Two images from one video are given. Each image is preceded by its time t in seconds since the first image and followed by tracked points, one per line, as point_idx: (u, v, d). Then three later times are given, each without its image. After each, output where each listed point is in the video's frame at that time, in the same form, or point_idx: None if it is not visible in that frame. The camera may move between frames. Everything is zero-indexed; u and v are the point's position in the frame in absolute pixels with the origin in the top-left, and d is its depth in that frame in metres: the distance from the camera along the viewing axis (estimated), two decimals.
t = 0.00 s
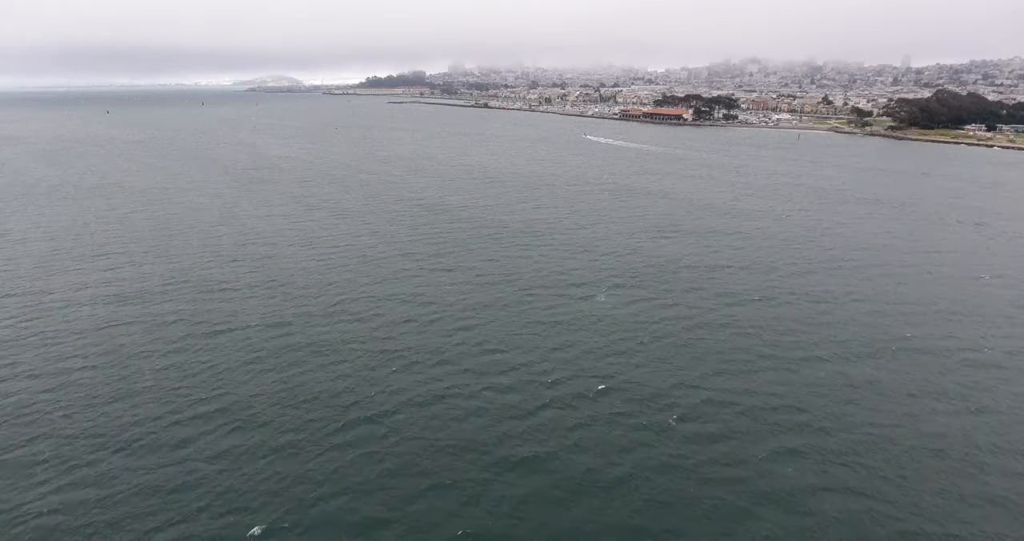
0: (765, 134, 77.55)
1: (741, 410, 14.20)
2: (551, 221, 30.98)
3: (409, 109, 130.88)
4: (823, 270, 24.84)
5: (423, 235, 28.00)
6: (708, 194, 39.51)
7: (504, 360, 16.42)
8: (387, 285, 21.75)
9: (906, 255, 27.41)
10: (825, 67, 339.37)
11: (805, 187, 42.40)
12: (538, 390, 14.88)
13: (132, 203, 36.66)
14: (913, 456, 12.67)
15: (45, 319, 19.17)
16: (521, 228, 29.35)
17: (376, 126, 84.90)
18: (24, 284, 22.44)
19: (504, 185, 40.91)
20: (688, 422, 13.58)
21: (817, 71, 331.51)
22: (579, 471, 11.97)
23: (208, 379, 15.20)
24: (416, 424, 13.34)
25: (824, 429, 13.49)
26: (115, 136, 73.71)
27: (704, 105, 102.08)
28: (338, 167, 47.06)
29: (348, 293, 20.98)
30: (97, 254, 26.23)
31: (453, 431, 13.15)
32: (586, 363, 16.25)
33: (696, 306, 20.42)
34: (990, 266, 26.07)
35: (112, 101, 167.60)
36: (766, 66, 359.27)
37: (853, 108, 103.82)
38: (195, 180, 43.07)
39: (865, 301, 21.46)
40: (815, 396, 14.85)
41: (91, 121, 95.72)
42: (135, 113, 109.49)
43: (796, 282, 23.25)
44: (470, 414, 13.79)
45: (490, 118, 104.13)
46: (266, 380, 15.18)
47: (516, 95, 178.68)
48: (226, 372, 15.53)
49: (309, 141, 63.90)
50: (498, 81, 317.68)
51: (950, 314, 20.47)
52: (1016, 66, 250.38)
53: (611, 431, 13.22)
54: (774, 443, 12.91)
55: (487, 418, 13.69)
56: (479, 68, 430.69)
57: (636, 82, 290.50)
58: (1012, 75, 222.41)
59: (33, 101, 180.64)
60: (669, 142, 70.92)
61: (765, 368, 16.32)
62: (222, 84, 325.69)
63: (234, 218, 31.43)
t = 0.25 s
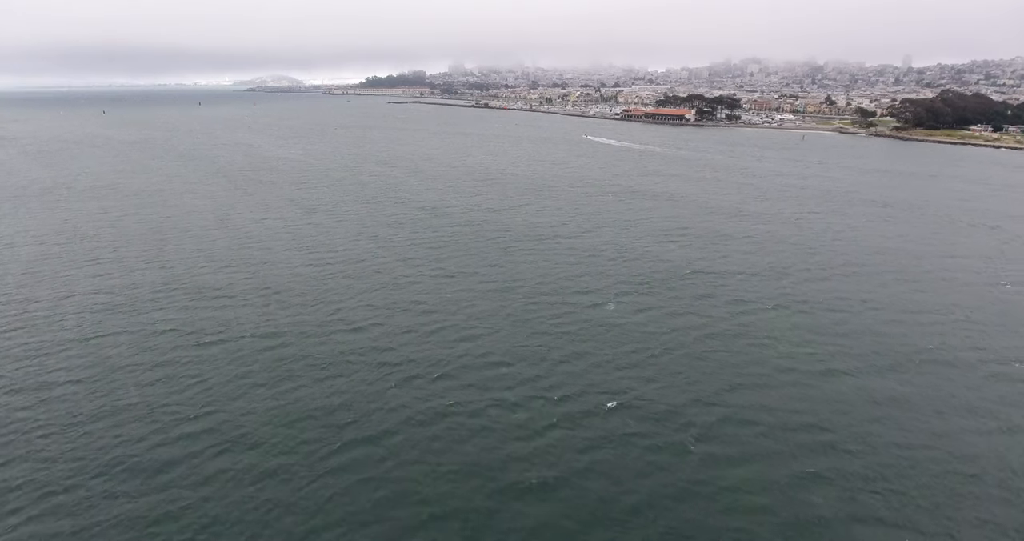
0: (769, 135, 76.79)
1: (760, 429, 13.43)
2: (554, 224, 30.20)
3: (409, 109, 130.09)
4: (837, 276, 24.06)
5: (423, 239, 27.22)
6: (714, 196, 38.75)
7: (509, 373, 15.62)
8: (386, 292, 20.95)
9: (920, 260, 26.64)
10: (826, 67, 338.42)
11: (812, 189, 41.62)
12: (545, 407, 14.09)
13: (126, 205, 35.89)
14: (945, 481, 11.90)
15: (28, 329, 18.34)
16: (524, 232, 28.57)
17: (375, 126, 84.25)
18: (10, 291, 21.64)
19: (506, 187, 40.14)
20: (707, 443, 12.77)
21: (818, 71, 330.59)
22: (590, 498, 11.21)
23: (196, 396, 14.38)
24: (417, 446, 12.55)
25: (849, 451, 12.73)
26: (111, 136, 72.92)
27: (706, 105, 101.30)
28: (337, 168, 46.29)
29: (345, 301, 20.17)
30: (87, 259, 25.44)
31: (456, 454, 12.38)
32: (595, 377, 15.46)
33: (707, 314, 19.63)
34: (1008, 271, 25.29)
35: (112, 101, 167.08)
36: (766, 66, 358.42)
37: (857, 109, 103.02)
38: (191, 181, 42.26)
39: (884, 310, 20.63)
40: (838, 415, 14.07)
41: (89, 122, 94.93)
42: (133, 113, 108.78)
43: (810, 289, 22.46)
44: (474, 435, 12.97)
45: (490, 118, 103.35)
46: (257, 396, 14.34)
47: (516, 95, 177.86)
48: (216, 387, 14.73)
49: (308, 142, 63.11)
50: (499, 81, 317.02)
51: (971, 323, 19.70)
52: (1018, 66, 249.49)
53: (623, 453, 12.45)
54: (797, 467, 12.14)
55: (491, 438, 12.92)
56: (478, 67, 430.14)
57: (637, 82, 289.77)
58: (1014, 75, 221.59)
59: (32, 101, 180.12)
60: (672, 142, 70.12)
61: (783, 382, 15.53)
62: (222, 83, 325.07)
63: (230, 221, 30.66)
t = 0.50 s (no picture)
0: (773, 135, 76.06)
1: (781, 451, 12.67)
2: (558, 228, 29.46)
3: (410, 109, 129.37)
4: (851, 282, 23.29)
5: (424, 244, 26.45)
6: (721, 198, 37.99)
7: (514, 389, 14.85)
8: (385, 300, 20.18)
9: (936, 266, 25.88)
10: (827, 67, 337.52)
11: (820, 191, 40.85)
12: (552, 426, 13.33)
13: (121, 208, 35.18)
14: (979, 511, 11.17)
15: (11, 339, 17.57)
16: (528, 236, 27.82)
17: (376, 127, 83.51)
18: None
19: (509, 189, 39.43)
20: (726, 467, 12.00)
21: (819, 71, 329.79)
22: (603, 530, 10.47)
23: (183, 415, 13.60)
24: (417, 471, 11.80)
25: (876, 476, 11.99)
26: (109, 137, 72.24)
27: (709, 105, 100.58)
28: (336, 170, 45.56)
29: (343, 310, 19.40)
30: (78, 265, 24.70)
31: (458, 480, 11.63)
32: (605, 393, 14.69)
33: (719, 324, 18.87)
34: None
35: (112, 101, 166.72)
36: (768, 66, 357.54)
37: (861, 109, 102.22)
38: (187, 183, 41.54)
39: (903, 319, 19.85)
40: (862, 436, 13.31)
41: (87, 122, 94.28)
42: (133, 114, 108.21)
43: (825, 296, 21.69)
44: (478, 459, 12.21)
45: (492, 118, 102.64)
46: (248, 415, 13.58)
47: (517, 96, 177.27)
48: (204, 404, 13.98)
49: (308, 143, 62.39)
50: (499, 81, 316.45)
51: (994, 333, 18.93)
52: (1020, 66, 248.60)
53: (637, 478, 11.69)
54: (822, 495, 11.38)
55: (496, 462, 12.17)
56: (479, 68, 429.46)
57: (638, 82, 289.06)
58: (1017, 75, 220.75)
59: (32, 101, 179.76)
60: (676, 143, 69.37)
61: (802, 398, 14.77)
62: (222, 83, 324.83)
63: (226, 225, 29.93)
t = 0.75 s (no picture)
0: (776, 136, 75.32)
1: (805, 476, 11.88)
2: (562, 231, 28.69)
3: (410, 109, 128.61)
4: (866, 289, 22.50)
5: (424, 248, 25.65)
6: (727, 201, 37.23)
7: (519, 406, 14.04)
8: (383, 308, 19.38)
9: (952, 271, 25.09)
10: (828, 67, 336.71)
11: (829, 193, 40.06)
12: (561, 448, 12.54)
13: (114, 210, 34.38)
14: None
15: None
16: (531, 240, 27.03)
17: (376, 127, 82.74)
18: None
19: (511, 190, 38.65)
20: (749, 495, 11.22)
21: (820, 71, 329.00)
22: None
23: (169, 435, 12.80)
24: (418, 500, 11.01)
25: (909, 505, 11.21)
26: (106, 137, 71.48)
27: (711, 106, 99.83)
28: (335, 171, 44.79)
29: (340, 318, 18.60)
30: (66, 271, 23.90)
31: (462, 509, 10.84)
32: (616, 410, 13.90)
33: (733, 334, 18.07)
34: None
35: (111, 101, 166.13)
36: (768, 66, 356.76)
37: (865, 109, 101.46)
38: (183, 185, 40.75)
39: (924, 328, 19.04)
40: (891, 459, 12.51)
41: (85, 122, 93.55)
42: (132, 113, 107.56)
43: (840, 304, 20.88)
44: (482, 485, 11.42)
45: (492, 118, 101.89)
46: (238, 435, 12.77)
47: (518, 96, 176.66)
48: (192, 422, 13.19)
49: (307, 143, 61.63)
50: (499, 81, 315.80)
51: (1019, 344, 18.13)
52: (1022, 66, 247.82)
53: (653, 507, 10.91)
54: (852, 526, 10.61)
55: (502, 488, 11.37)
56: (479, 68, 428.89)
57: (639, 82, 288.29)
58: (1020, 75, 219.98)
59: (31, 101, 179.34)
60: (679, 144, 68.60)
61: (824, 416, 13.98)
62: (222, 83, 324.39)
63: (222, 228, 29.15)
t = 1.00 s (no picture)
0: (780, 137, 74.54)
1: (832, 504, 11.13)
2: (567, 236, 27.93)
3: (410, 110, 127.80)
4: (883, 296, 21.70)
5: (425, 253, 24.88)
6: (734, 203, 36.46)
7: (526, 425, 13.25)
8: (382, 317, 18.59)
9: (970, 277, 24.29)
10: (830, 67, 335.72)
11: (837, 195, 39.25)
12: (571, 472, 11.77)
13: (108, 213, 33.60)
14: None
15: None
16: (535, 245, 26.26)
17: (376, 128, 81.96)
18: None
19: (514, 193, 37.88)
20: (773, 526, 10.46)
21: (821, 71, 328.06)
22: None
23: (153, 457, 12.03)
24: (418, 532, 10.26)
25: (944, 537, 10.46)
26: (104, 138, 70.72)
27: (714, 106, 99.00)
28: (334, 173, 44.02)
29: (336, 328, 17.81)
30: (55, 277, 23.12)
31: None
32: (627, 430, 13.12)
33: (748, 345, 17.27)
34: None
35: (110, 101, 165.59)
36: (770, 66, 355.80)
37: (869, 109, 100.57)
38: (180, 187, 39.99)
39: (946, 339, 18.25)
40: (922, 485, 11.74)
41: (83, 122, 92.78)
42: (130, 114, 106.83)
43: (857, 312, 20.06)
44: (487, 515, 10.63)
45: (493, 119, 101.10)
46: (226, 458, 11.99)
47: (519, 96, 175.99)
48: (177, 443, 12.41)
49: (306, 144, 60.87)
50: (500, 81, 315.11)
51: None
52: None
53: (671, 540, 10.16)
54: None
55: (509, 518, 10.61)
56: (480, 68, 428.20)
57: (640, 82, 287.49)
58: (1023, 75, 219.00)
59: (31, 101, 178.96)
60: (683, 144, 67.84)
61: (847, 436, 13.20)
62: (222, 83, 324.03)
63: (217, 232, 28.38)
